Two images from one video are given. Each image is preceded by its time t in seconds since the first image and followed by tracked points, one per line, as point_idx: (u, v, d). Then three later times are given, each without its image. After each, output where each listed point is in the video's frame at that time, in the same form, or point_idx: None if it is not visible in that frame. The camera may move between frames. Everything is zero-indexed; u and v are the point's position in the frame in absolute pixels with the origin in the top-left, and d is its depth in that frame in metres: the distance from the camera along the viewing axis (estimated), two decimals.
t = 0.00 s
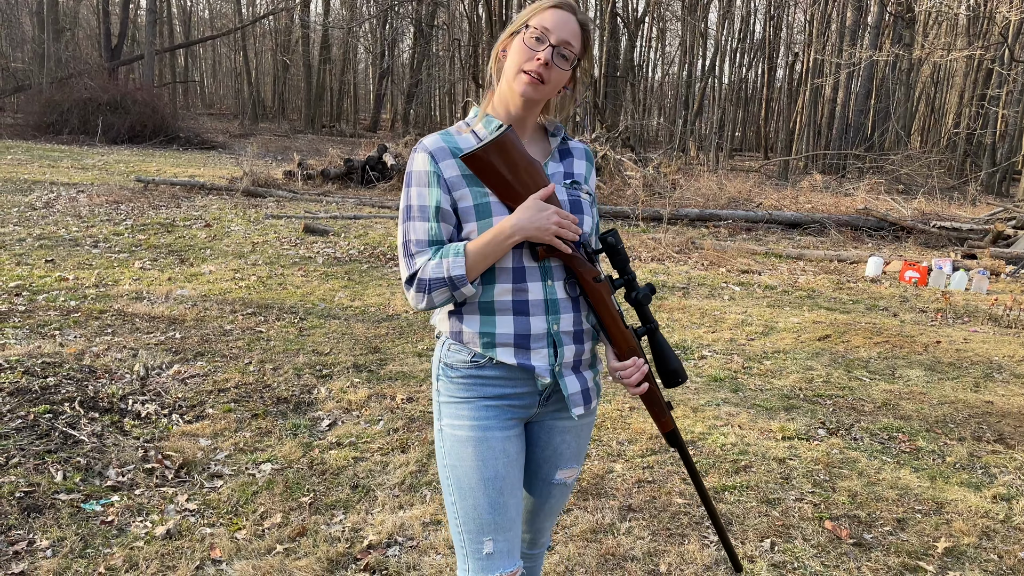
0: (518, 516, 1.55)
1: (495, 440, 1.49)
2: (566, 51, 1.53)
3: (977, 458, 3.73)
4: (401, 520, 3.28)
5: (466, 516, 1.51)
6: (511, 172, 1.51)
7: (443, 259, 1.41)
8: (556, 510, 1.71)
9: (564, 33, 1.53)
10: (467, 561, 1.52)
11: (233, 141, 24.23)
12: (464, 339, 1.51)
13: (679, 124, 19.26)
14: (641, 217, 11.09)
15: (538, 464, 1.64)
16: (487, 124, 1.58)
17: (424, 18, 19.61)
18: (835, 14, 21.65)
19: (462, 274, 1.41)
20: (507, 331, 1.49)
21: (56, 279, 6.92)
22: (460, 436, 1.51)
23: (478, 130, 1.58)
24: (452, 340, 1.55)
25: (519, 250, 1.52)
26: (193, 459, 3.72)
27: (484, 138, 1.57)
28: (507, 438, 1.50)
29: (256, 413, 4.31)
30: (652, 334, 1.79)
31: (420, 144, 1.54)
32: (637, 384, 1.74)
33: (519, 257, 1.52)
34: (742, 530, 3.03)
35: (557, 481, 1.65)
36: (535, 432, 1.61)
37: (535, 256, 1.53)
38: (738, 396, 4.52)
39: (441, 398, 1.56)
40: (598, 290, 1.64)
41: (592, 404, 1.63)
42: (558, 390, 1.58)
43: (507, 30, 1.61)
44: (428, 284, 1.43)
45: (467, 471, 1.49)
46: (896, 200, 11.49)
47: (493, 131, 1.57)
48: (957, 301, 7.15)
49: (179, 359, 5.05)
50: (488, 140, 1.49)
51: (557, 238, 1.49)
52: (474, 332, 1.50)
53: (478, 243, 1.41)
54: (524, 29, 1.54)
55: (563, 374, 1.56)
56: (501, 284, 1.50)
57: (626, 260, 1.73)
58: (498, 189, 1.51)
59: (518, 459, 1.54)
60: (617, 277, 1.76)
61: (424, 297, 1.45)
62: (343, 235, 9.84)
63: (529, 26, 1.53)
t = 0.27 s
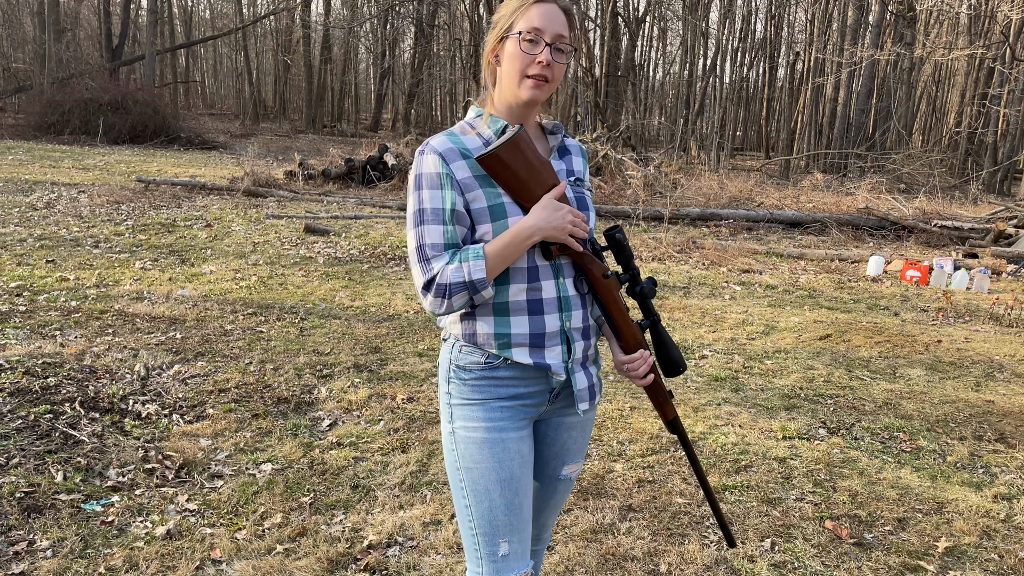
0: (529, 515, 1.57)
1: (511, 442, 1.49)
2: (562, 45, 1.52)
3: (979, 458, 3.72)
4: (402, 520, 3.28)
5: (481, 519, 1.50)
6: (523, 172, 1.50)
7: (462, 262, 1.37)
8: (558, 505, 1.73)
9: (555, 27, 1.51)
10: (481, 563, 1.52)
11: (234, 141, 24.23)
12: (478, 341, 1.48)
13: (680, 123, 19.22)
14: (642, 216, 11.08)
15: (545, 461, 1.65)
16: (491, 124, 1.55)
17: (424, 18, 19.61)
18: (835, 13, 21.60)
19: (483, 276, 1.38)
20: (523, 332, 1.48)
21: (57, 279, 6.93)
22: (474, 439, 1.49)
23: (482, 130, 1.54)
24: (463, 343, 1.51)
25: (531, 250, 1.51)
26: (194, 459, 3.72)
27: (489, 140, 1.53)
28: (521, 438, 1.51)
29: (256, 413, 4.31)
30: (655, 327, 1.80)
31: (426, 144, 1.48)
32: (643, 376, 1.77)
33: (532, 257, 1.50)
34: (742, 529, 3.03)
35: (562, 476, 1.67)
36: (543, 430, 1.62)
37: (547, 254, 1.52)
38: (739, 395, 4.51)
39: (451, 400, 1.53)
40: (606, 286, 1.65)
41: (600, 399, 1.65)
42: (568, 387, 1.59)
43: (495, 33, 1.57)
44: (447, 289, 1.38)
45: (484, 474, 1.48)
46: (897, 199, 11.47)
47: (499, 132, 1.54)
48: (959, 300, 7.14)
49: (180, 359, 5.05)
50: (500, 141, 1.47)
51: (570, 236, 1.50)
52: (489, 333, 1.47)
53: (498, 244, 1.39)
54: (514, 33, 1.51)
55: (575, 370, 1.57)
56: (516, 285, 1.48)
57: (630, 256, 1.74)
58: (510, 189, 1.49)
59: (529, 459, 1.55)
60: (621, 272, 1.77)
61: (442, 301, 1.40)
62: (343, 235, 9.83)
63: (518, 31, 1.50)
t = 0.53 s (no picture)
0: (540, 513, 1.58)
1: (526, 441, 1.49)
2: (567, 44, 1.53)
3: (977, 455, 3.72)
4: (401, 518, 3.28)
5: (497, 522, 1.49)
6: (532, 171, 1.49)
7: (482, 265, 1.35)
8: (560, 499, 1.74)
9: (559, 26, 1.51)
10: (497, 565, 1.51)
11: (233, 141, 24.20)
12: (492, 342, 1.46)
13: (679, 122, 19.21)
14: (641, 215, 11.07)
15: (551, 457, 1.65)
16: (495, 124, 1.52)
17: (424, 17, 19.59)
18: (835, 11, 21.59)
19: (502, 277, 1.37)
20: (537, 330, 1.48)
21: (56, 279, 6.91)
22: (489, 440, 1.47)
23: (486, 129, 1.52)
24: (475, 345, 1.48)
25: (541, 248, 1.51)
26: (192, 458, 3.71)
27: (495, 140, 1.51)
28: (535, 437, 1.51)
29: (256, 413, 4.30)
30: (650, 319, 1.81)
31: (432, 145, 1.44)
32: (642, 368, 1.77)
33: (543, 255, 1.50)
34: (741, 527, 3.03)
35: (566, 470, 1.68)
36: (549, 426, 1.62)
37: (556, 253, 1.53)
38: (738, 394, 4.51)
39: (462, 402, 1.50)
40: (609, 280, 1.66)
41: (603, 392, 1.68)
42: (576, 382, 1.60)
43: (495, 30, 1.50)
44: (467, 293, 1.36)
45: (501, 475, 1.47)
46: (896, 198, 11.47)
47: (506, 133, 1.52)
48: (958, 298, 7.14)
49: (179, 358, 5.05)
50: (512, 140, 1.46)
51: (579, 233, 1.52)
52: (503, 335, 1.46)
53: (516, 244, 1.39)
54: (519, 34, 1.48)
55: (583, 365, 1.59)
56: (528, 284, 1.47)
57: (628, 249, 1.74)
58: (521, 189, 1.49)
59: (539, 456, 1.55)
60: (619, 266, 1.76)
61: (460, 305, 1.37)
62: (342, 234, 9.82)
63: (527, 34, 1.48)
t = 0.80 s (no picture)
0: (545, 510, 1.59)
1: (534, 440, 1.50)
2: (562, 41, 1.54)
3: (974, 452, 3.73)
4: (399, 517, 3.28)
5: (508, 522, 1.49)
6: (536, 169, 1.50)
7: (498, 267, 1.36)
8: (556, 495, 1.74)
9: (554, 24, 1.52)
10: (509, 566, 1.51)
11: (231, 140, 24.16)
12: (501, 343, 1.46)
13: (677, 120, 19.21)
14: (639, 213, 11.08)
15: (552, 454, 1.66)
16: (495, 124, 1.52)
17: (421, 16, 19.57)
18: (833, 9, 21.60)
19: (516, 277, 1.37)
20: (543, 328, 1.49)
21: (55, 279, 6.90)
22: (501, 441, 1.47)
23: (487, 130, 1.50)
24: (483, 346, 1.47)
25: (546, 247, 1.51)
26: (191, 458, 3.71)
27: (497, 140, 1.51)
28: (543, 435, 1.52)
29: (254, 412, 4.30)
30: (639, 311, 1.81)
31: (437, 147, 1.42)
32: (634, 359, 1.78)
33: (548, 254, 1.51)
34: (738, 525, 3.03)
35: (564, 466, 1.69)
36: (552, 423, 1.62)
37: (560, 250, 1.54)
38: (736, 392, 4.52)
39: (470, 405, 1.49)
40: (605, 275, 1.68)
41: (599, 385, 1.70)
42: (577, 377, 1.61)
43: (493, 29, 1.50)
44: (483, 295, 1.35)
45: (513, 476, 1.47)
46: (894, 195, 11.48)
47: (508, 133, 1.52)
48: (955, 296, 7.16)
49: (177, 358, 5.05)
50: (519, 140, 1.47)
51: (580, 230, 1.55)
52: (512, 335, 1.46)
53: (530, 244, 1.40)
54: (518, 34, 1.49)
55: (584, 361, 1.61)
56: (535, 284, 1.48)
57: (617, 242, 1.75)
58: (526, 189, 1.50)
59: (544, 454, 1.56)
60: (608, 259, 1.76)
61: (475, 308, 1.36)
62: (341, 233, 9.81)
63: (525, 34, 1.48)
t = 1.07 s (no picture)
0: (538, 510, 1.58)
1: (526, 439, 1.49)
2: (541, 33, 1.51)
3: (972, 450, 3.74)
4: (397, 515, 3.28)
5: (500, 521, 1.48)
6: (527, 168, 1.49)
7: (487, 264, 1.35)
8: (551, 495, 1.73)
9: (533, 17, 1.50)
10: (500, 565, 1.50)
11: (229, 139, 24.08)
12: (492, 341, 1.45)
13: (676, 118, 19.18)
14: (637, 212, 11.07)
15: (546, 453, 1.65)
16: (489, 122, 1.51)
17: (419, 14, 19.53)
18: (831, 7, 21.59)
19: (505, 275, 1.36)
20: (535, 327, 1.48)
21: (51, 278, 6.87)
22: (492, 439, 1.46)
23: (482, 128, 1.50)
24: (475, 344, 1.47)
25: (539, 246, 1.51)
26: (188, 457, 3.70)
27: (489, 137, 1.50)
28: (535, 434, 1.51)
29: (252, 411, 4.29)
30: (634, 314, 1.81)
31: (430, 143, 1.41)
32: (628, 362, 1.77)
33: (540, 252, 1.50)
34: (736, 523, 3.04)
35: (558, 466, 1.68)
36: (545, 423, 1.62)
37: (552, 250, 1.53)
38: (734, 390, 4.52)
39: (462, 403, 1.48)
40: (599, 277, 1.67)
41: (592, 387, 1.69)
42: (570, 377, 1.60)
43: (473, 30, 1.54)
44: (471, 292, 1.34)
45: (504, 474, 1.46)
46: (892, 193, 11.49)
47: (497, 131, 1.52)
48: (953, 293, 7.16)
49: (175, 357, 5.03)
50: (512, 138, 1.46)
51: (573, 230, 1.54)
52: (503, 333, 1.45)
53: (520, 241, 1.39)
54: (493, 31, 1.50)
55: (576, 361, 1.60)
56: (527, 283, 1.47)
57: (613, 245, 1.74)
58: (518, 186, 1.49)
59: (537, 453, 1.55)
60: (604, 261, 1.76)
61: (464, 305, 1.35)
62: (338, 232, 9.79)
63: (496, 29, 1.49)
